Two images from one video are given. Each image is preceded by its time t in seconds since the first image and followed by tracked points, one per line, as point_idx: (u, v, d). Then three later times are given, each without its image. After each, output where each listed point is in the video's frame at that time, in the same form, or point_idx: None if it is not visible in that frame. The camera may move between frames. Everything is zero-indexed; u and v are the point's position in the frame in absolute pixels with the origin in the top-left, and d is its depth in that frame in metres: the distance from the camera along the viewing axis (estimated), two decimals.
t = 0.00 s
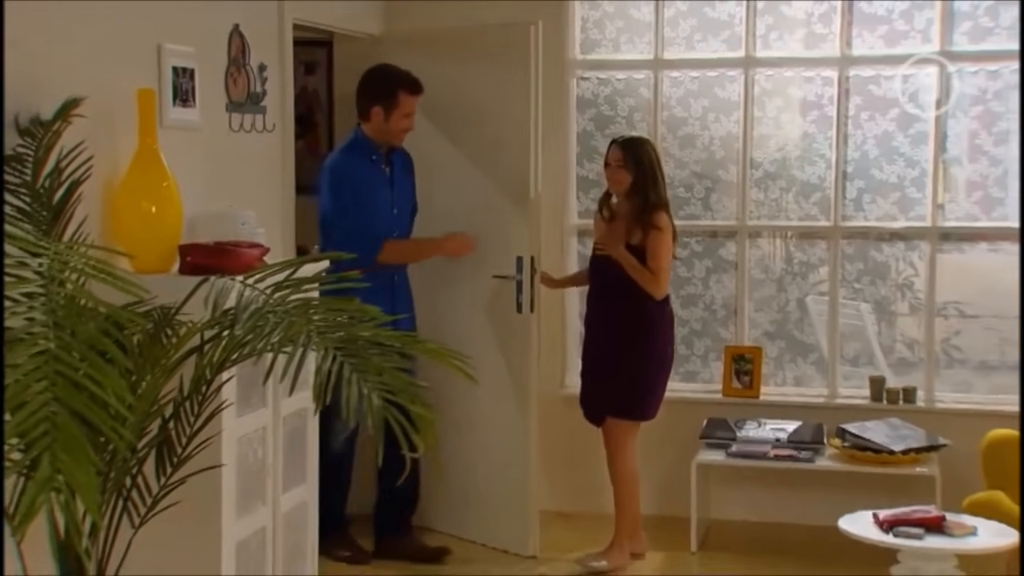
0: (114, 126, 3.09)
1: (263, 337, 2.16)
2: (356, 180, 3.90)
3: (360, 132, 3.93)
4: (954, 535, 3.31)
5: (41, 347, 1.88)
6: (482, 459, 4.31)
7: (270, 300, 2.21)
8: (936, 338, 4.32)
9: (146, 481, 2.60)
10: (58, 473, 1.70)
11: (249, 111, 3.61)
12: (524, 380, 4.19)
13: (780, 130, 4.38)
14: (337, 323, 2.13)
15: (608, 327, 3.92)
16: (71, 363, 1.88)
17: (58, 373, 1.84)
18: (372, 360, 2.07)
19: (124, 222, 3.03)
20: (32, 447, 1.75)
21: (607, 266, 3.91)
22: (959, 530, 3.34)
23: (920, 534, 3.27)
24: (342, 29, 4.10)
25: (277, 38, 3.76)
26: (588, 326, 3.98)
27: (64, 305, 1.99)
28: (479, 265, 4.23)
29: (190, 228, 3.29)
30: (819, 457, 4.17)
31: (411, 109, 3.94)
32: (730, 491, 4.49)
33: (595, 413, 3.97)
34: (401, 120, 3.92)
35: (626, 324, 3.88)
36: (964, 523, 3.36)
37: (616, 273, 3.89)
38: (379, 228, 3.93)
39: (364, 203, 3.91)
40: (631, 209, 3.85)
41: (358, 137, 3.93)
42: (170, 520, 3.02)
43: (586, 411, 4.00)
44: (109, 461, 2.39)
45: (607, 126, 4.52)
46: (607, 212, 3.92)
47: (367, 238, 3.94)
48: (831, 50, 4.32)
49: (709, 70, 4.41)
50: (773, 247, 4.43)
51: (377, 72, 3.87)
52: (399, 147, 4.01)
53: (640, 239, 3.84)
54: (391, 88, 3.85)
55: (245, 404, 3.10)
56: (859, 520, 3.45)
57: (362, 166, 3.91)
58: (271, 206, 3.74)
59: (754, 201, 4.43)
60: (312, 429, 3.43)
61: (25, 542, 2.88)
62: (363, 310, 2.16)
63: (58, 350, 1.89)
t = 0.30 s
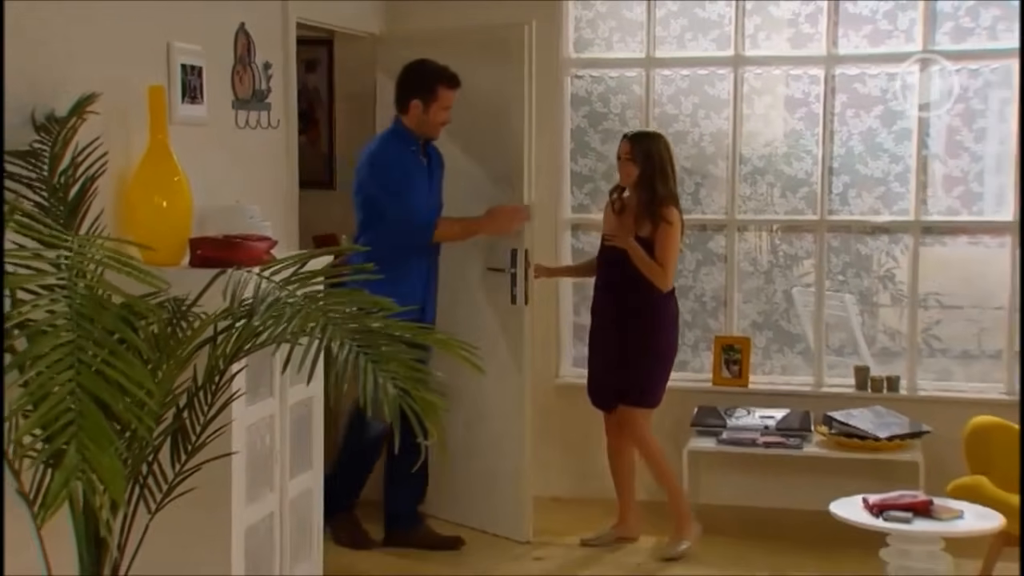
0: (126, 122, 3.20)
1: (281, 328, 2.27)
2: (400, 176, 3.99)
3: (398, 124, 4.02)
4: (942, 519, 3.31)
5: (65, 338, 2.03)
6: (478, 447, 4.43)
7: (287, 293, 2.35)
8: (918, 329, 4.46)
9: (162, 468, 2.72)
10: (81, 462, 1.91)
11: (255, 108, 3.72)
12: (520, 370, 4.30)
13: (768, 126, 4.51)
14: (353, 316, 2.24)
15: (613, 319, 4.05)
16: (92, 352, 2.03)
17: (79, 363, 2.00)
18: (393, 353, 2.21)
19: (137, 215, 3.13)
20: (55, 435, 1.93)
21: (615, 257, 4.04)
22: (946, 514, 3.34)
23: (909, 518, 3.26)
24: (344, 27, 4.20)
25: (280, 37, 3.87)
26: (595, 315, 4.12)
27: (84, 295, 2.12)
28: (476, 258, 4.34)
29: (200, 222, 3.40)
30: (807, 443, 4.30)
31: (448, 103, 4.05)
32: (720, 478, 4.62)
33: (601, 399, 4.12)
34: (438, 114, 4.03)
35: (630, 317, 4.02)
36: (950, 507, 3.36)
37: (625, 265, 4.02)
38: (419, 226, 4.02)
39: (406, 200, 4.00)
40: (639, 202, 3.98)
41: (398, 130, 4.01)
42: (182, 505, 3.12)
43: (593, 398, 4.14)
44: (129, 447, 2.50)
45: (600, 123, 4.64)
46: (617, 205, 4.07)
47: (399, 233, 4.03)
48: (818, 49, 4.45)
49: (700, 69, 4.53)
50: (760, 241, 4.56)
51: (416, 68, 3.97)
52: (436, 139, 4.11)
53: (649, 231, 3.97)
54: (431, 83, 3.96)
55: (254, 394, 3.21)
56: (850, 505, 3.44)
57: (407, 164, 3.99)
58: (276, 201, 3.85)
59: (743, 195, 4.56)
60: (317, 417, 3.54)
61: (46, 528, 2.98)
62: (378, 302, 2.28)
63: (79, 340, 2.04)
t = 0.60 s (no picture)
0: (133, 123, 3.27)
1: (293, 322, 2.38)
2: (434, 175, 4.05)
3: (423, 123, 4.08)
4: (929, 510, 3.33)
5: (84, 336, 2.29)
6: (474, 442, 4.51)
7: (298, 289, 2.45)
8: (900, 324, 4.58)
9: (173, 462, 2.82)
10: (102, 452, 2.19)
11: (256, 109, 3.80)
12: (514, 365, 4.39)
13: (755, 127, 4.62)
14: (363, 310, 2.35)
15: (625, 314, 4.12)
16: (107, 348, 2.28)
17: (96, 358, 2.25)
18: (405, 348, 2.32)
19: (144, 213, 3.21)
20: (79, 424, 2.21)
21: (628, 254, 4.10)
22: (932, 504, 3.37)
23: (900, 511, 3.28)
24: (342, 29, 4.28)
25: (281, 38, 3.95)
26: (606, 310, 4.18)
27: (99, 294, 2.36)
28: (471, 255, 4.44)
29: (205, 221, 3.48)
30: (794, 436, 4.41)
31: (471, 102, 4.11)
32: (709, 471, 4.72)
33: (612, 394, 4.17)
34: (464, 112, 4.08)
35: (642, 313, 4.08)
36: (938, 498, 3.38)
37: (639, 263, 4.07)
38: (448, 225, 4.09)
39: (438, 198, 4.06)
40: (652, 201, 4.03)
41: (425, 128, 4.07)
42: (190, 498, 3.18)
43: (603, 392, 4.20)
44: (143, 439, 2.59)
45: (592, 124, 4.75)
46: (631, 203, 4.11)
47: (430, 231, 4.09)
48: (804, 52, 4.56)
49: (689, 71, 4.64)
50: (745, 239, 4.67)
51: (440, 68, 4.02)
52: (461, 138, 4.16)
53: (663, 231, 4.02)
54: (455, 82, 4.01)
55: (259, 389, 3.29)
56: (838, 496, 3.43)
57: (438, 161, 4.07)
58: (278, 201, 3.94)
59: (731, 194, 4.67)
60: (319, 411, 3.63)
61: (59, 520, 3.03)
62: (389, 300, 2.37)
63: (96, 337, 2.29)
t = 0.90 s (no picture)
0: (136, 125, 3.35)
1: (300, 320, 2.50)
2: (469, 186, 3.86)
3: (456, 133, 3.92)
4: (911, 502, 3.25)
5: (98, 336, 2.39)
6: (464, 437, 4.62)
7: (305, 288, 2.56)
8: (877, 322, 4.73)
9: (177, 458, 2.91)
10: (117, 448, 2.31)
11: (253, 112, 3.89)
12: (503, 363, 4.50)
13: (737, 131, 4.76)
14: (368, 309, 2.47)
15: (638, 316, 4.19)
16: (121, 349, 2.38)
17: (110, 358, 2.36)
18: (408, 346, 2.45)
19: (146, 214, 3.28)
20: (95, 422, 2.32)
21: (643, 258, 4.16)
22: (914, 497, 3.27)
23: (881, 501, 3.18)
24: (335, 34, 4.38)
25: (276, 43, 4.04)
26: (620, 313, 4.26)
27: (112, 294, 2.46)
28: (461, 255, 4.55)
29: (205, 221, 3.57)
30: (775, 431, 4.54)
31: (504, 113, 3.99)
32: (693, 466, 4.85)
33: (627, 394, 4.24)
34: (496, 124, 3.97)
35: (656, 317, 4.15)
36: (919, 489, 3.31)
37: (657, 266, 4.13)
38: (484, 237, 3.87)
39: (472, 210, 3.85)
40: (670, 203, 4.11)
41: (457, 138, 3.90)
42: (194, 492, 3.24)
43: (617, 391, 4.27)
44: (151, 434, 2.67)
45: (578, 128, 4.87)
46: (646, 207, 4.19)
47: (461, 242, 3.89)
48: (784, 58, 4.70)
49: (673, 76, 4.77)
50: (726, 240, 4.81)
51: (474, 77, 3.89)
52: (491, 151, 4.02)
53: (681, 233, 4.10)
54: (490, 92, 3.87)
55: (259, 386, 3.38)
56: (823, 489, 3.36)
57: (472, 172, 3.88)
58: (275, 204, 4.03)
59: (714, 196, 4.80)
60: (314, 408, 3.73)
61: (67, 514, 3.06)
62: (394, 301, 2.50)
63: (110, 336, 2.39)
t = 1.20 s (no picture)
0: (133, 128, 3.41)
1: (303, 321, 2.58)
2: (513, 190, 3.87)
3: (499, 130, 3.91)
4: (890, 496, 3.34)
5: (106, 336, 2.44)
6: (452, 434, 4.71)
7: (306, 290, 2.66)
8: (854, 320, 4.86)
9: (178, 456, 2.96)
10: (127, 446, 2.37)
11: (245, 115, 3.95)
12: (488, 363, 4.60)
13: (717, 134, 4.87)
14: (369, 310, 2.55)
15: (638, 315, 4.28)
16: (129, 348, 2.44)
17: (118, 357, 2.41)
18: (409, 346, 2.52)
19: (143, 215, 3.34)
20: (104, 421, 2.38)
21: (645, 258, 4.24)
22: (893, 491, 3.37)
23: (862, 497, 3.27)
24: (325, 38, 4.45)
25: (268, 46, 4.10)
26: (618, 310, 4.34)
27: (118, 295, 2.51)
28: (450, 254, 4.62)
29: (200, 222, 3.64)
30: (756, 427, 4.66)
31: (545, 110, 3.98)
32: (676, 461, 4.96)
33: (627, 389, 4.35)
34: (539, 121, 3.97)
35: (658, 316, 4.24)
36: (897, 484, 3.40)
37: (659, 266, 4.22)
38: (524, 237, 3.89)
39: (516, 213, 3.87)
40: (672, 205, 4.23)
41: (501, 137, 3.90)
42: (192, 488, 3.30)
43: (615, 388, 4.40)
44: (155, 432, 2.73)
45: (563, 131, 4.97)
46: (646, 207, 4.27)
47: (503, 244, 3.91)
48: (763, 63, 4.82)
49: (655, 80, 4.87)
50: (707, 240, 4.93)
51: (519, 77, 3.85)
52: (530, 147, 4.03)
53: (683, 232, 4.21)
54: (535, 93, 3.85)
55: (255, 385, 3.44)
56: (806, 482, 3.43)
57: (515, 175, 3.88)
58: (268, 206, 4.10)
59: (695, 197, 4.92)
60: (307, 406, 3.80)
61: (69, 511, 3.06)
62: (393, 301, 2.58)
63: (118, 336, 2.45)
